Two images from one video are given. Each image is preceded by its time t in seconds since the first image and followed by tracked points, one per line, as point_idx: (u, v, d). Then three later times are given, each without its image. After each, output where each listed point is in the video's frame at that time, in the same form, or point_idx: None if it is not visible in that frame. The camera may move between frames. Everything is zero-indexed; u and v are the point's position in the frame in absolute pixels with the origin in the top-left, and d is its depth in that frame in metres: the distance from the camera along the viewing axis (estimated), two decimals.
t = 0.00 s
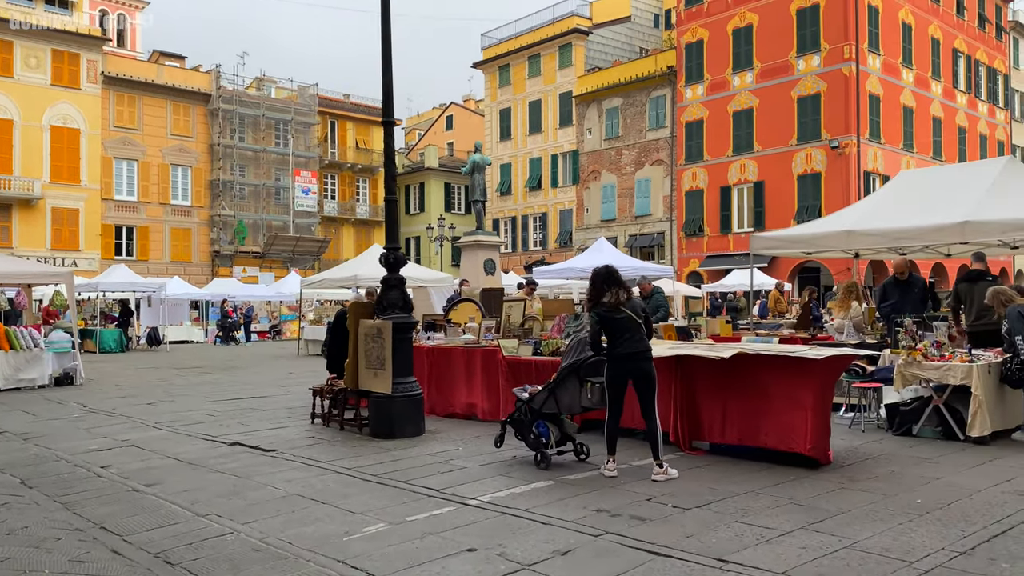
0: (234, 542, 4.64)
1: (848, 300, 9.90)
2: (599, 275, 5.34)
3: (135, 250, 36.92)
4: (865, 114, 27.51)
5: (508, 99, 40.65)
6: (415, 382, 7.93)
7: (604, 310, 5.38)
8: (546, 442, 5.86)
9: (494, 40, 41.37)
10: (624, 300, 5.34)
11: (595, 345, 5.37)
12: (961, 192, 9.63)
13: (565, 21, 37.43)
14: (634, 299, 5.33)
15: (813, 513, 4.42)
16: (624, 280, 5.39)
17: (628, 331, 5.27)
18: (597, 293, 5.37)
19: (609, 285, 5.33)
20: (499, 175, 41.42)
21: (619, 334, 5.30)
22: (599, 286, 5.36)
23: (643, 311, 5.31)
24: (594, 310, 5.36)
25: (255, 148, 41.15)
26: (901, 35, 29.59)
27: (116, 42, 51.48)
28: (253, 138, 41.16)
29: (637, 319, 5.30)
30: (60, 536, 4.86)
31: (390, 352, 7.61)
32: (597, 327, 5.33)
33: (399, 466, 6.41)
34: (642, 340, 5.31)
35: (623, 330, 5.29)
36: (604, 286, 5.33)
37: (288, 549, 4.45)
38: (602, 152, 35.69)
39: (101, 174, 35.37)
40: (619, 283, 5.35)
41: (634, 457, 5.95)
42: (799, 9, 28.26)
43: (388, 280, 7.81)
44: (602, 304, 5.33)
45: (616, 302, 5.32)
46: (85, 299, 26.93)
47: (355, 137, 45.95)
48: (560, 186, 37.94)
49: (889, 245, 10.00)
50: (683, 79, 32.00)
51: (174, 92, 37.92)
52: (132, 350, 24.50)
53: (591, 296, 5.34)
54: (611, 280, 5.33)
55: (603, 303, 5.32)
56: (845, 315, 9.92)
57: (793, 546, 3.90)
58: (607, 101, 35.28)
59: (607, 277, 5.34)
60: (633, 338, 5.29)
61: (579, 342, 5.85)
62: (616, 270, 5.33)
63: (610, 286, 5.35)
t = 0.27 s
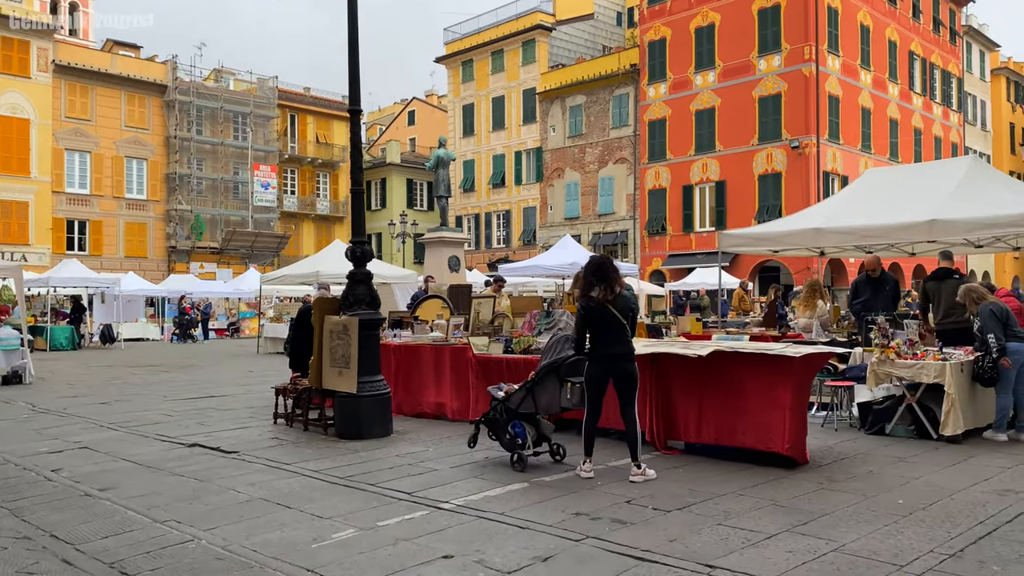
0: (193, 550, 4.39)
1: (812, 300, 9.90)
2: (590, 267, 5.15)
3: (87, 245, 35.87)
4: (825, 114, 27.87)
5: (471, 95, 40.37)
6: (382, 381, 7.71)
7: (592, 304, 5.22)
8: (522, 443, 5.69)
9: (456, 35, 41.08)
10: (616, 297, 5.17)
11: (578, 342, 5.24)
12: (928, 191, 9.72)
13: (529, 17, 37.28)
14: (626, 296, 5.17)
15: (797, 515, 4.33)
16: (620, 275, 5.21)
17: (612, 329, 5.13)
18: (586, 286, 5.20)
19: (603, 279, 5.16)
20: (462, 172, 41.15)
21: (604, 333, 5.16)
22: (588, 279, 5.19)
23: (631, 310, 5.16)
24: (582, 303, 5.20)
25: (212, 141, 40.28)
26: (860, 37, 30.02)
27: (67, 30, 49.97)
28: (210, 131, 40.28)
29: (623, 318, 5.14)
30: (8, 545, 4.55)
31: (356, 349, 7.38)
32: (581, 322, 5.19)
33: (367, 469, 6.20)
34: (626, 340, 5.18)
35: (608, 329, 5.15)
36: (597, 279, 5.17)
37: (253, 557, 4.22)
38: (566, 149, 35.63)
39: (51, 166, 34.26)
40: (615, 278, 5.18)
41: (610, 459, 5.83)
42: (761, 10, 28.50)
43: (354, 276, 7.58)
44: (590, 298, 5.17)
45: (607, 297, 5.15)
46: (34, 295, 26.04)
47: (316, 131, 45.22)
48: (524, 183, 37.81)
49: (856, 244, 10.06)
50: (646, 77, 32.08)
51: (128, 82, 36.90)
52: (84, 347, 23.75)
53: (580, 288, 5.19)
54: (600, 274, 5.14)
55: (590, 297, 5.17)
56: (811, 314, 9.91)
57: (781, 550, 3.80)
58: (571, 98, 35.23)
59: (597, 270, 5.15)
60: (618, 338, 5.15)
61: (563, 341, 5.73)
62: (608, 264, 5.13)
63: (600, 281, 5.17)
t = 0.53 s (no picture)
0: (158, 562, 4.18)
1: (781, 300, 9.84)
2: (579, 268, 5.00)
3: (43, 240, 34.91)
4: (790, 115, 28.13)
5: (438, 91, 40.04)
6: (353, 381, 7.50)
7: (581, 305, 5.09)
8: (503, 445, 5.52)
9: (423, 31, 40.71)
10: (605, 298, 5.05)
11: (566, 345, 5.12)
12: (900, 191, 9.76)
13: (497, 14, 37.07)
14: (615, 298, 5.05)
15: (785, 521, 4.24)
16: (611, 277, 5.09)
17: (601, 331, 5.01)
18: (576, 287, 5.07)
19: (593, 280, 5.02)
20: (428, 168, 40.84)
21: (592, 336, 5.04)
22: (577, 280, 5.05)
23: (620, 313, 5.05)
24: (571, 305, 5.07)
25: (173, 135, 39.46)
26: (825, 39, 30.35)
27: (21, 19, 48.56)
28: (171, 125, 39.45)
29: (612, 321, 5.03)
30: None
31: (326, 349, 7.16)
32: (570, 324, 5.05)
33: (340, 473, 6.00)
34: (615, 343, 5.07)
35: (596, 332, 5.03)
36: (587, 280, 5.03)
37: (223, 570, 4.02)
38: (534, 147, 35.51)
39: (5, 159, 33.24)
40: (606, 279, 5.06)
41: (591, 462, 5.71)
42: (728, 10, 28.67)
43: (325, 273, 7.36)
44: (580, 299, 5.04)
45: (597, 299, 5.03)
46: None
47: (280, 126, 44.49)
48: (492, 180, 37.66)
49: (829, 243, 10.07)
50: (614, 76, 32.09)
51: (86, 74, 35.94)
52: (39, 344, 23.06)
53: (570, 289, 5.06)
54: (589, 275, 5.00)
55: (580, 298, 5.04)
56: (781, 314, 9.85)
57: (772, 558, 3.71)
58: (539, 96, 35.09)
59: (585, 271, 5.01)
60: (607, 341, 5.04)
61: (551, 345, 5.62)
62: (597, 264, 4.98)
63: (590, 281, 5.03)
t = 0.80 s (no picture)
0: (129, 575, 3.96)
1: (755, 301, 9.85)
2: (572, 267, 4.87)
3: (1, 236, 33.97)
4: (761, 117, 28.33)
5: (409, 89, 39.72)
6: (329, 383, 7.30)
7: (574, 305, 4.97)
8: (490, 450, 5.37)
9: (394, 29, 40.35)
10: (598, 299, 4.92)
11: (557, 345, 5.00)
12: (877, 193, 9.79)
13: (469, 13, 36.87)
14: (608, 299, 4.93)
15: (782, 527, 4.15)
16: (605, 277, 4.97)
17: (591, 333, 4.89)
18: (569, 286, 4.95)
19: (586, 280, 4.90)
20: (399, 167, 40.50)
21: (583, 337, 4.92)
22: (570, 279, 4.93)
23: (613, 315, 4.93)
24: (562, 305, 4.95)
25: (138, 130, 38.69)
26: (795, 43, 30.60)
27: None
28: (135, 120, 38.68)
29: (604, 322, 4.92)
30: None
31: (302, 350, 6.96)
32: (560, 324, 4.93)
33: (317, 479, 5.80)
34: (606, 346, 4.95)
35: (587, 333, 4.91)
36: (580, 280, 4.91)
37: None
38: (505, 147, 35.35)
39: None
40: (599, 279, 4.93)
41: (578, 466, 5.59)
42: (700, 12, 28.78)
43: (300, 272, 7.14)
44: (572, 299, 4.92)
45: (589, 300, 4.90)
46: None
47: (248, 123, 43.80)
48: (463, 180, 37.43)
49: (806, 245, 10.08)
50: (586, 76, 32.07)
51: (48, 67, 35.07)
52: None
53: (563, 288, 4.94)
54: (583, 274, 4.88)
55: (573, 298, 4.92)
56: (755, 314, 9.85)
57: (773, 567, 3.60)
58: (511, 95, 34.95)
59: (579, 270, 4.88)
60: (598, 343, 4.93)
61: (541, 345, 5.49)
62: (591, 263, 4.85)
63: (583, 281, 4.91)
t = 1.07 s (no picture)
0: None
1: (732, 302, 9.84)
2: (569, 269, 4.75)
3: None
4: (734, 121, 28.49)
5: (383, 90, 39.41)
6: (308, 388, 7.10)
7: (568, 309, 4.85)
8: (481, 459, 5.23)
9: (368, 29, 40.04)
10: (593, 303, 4.80)
11: (549, 348, 4.88)
12: (858, 197, 9.80)
13: (444, 14, 36.69)
14: (603, 303, 4.81)
15: (782, 537, 4.05)
16: (601, 281, 4.85)
17: (585, 338, 4.77)
18: (564, 288, 4.83)
19: (581, 284, 4.77)
20: (372, 168, 40.17)
21: (576, 342, 4.79)
22: (566, 281, 4.80)
23: (608, 320, 4.82)
24: (556, 308, 4.83)
25: (105, 129, 37.98)
26: (768, 48, 30.83)
27: None
28: (103, 119, 37.98)
29: (598, 327, 4.80)
30: None
31: (282, 354, 6.76)
32: (554, 328, 4.81)
33: (298, 488, 5.61)
34: (599, 351, 4.84)
35: (580, 337, 4.80)
36: (576, 283, 4.78)
37: None
38: (480, 148, 35.20)
39: None
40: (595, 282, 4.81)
41: (568, 473, 5.47)
42: (675, 16, 28.87)
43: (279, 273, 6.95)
44: (566, 302, 4.79)
45: (584, 304, 4.78)
46: None
47: (218, 122, 43.20)
48: (437, 181, 37.24)
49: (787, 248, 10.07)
50: (562, 79, 32.05)
51: (13, 64, 34.28)
52: None
53: (557, 291, 4.82)
54: (579, 277, 4.75)
55: (568, 301, 4.80)
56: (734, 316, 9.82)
57: None
58: (485, 97, 34.82)
59: (575, 273, 4.76)
60: (591, 348, 4.81)
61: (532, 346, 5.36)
62: (587, 266, 4.73)
63: (578, 284, 4.78)
